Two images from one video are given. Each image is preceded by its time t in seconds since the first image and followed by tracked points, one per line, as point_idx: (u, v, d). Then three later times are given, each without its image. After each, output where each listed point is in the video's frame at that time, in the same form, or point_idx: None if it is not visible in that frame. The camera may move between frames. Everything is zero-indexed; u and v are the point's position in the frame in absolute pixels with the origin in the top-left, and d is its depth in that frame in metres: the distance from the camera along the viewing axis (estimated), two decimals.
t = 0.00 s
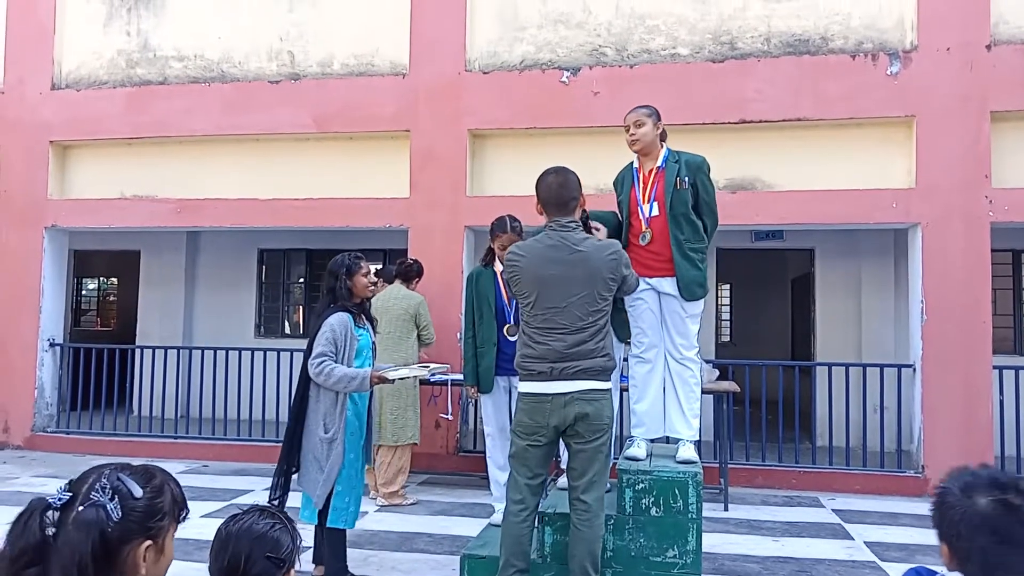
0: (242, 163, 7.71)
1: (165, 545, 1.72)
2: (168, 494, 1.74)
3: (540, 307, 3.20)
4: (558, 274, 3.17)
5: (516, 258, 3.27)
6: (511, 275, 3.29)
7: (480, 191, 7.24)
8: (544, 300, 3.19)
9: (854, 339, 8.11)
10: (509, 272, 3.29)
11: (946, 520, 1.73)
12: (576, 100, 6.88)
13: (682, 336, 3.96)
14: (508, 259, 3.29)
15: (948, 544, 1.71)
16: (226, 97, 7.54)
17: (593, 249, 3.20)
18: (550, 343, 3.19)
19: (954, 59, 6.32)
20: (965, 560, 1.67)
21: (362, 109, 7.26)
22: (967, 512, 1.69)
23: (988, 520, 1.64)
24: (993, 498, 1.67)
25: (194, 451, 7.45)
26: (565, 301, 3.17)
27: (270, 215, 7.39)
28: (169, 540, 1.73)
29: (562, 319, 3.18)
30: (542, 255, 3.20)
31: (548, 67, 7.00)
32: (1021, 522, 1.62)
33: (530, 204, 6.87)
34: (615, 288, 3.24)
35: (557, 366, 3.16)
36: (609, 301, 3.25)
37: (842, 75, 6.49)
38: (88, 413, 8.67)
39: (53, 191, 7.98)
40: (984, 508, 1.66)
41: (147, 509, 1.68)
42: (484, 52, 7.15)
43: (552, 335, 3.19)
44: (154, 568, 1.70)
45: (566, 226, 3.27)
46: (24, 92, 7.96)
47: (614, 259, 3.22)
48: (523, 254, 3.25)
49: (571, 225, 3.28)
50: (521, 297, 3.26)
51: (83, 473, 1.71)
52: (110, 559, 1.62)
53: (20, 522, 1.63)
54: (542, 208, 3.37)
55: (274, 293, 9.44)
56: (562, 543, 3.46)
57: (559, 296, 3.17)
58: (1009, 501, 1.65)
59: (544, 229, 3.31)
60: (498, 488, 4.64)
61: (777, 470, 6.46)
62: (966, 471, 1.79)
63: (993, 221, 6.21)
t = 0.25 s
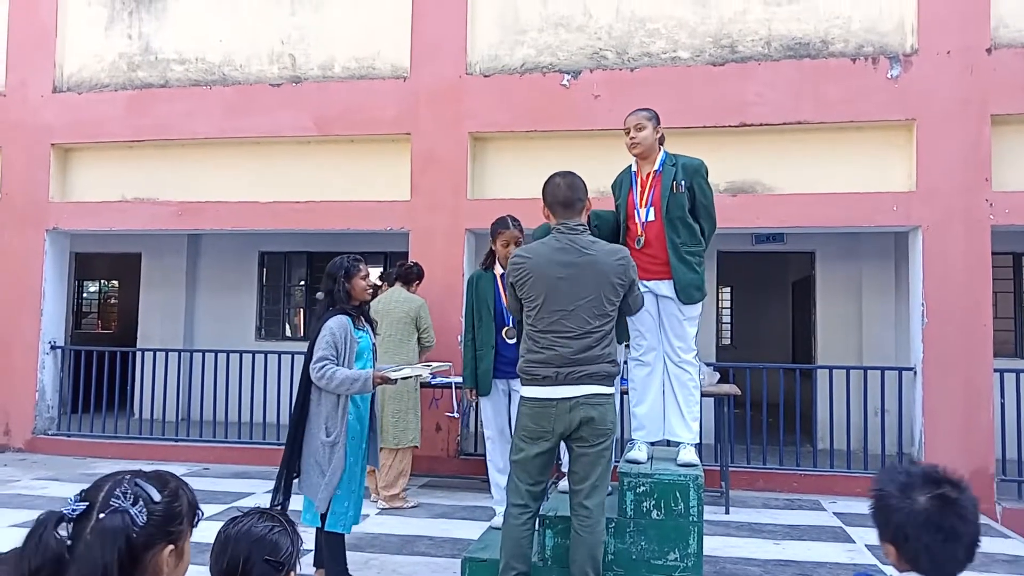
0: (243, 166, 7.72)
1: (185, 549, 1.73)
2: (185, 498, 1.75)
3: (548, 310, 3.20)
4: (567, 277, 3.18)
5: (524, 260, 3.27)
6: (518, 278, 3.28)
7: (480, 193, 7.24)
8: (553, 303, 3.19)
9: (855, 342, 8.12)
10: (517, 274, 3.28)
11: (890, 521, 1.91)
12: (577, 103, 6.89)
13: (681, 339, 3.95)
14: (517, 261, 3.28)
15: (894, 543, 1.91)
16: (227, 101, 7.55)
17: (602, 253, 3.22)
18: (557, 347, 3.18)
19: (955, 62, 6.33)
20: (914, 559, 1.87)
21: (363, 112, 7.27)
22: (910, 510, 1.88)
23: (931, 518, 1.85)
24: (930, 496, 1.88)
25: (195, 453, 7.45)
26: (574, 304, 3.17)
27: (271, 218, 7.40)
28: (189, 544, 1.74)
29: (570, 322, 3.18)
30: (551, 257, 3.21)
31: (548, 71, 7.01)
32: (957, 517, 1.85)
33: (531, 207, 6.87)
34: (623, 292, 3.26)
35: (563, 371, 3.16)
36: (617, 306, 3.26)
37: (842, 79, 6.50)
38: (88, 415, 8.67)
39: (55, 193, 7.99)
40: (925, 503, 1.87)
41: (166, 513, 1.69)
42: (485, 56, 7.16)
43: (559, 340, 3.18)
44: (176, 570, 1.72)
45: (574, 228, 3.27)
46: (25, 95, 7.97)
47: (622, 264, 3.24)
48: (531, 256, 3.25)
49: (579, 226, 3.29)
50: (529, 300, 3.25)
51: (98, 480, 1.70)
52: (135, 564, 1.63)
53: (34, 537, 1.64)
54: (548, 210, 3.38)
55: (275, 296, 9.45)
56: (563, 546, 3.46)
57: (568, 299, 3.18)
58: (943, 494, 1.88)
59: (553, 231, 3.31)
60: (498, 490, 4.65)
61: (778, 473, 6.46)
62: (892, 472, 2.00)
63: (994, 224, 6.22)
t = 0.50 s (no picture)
0: (245, 167, 7.72)
1: (210, 553, 1.74)
2: (210, 502, 1.74)
3: (558, 310, 3.18)
4: (579, 276, 3.18)
5: (534, 258, 3.24)
6: (527, 276, 3.26)
7: (482, 194, 7.24)
8: (564, 301, 3.17)
9: (857, 342, 8.11)
10: (526, 273, 3.26)
11: (860, 515, 2.11)
12: (578, 103, 6.89)
13: (682, 339, 3.95)
14: (526, 258, 3.26)
15: (865, 538, 2.09)
16: (229, 101, 7.56)
17: (613, 254, 3.25)
18: (566, 347, 3.17)
19: (957, 62, 6.33)
20: (884, 552, 2.04)
21: (365, 113, 7.27)
22: (877, 504, 2.08)
23: (899, 511, 2.04)
24: (898, 491, 2.09)
25: (197, 454, 7.46)
26: (585, 304, 3.17)
27: (273, 219, 7.41)
28: (214, 548, 1.75)
29: (581, 323, 3.18)
30: (563, 256, 3.21)
31: (550, 71, 7.02)
32: (924, 511, 2.04)
33: (532, 207, 6.87)
34: (631, 295, 3.30)
35: (569, 372, 3.16)
36: (624, 308, 3.28)
37: (844, 79, 6.49)
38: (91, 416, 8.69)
39: (57, 194, 8.00)
40: (892, 498, 2.07)
41: (194, 518, 1.69)
42: (487, 56, 7.16)
43: (568, 340, 3.17)
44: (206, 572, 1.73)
45: (585, 228, 3.28)
46: (28, 96, 7.98)
47: (631, 267, 3.28)
48: (541, 255, 3.23)
49: (590, 226, 3.30)
50: (538, 299, 3.23)
51: (123, 485, 1.69)
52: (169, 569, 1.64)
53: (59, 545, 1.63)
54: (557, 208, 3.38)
55: (277, 296, 9.46)
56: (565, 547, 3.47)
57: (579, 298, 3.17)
58: (909, 491, 2.09)
59: (564, 230, 3.31)
60: (500, 490, 4.65)
61: (780, 473, 6.46)
62: (866, 472, 2.22)
63: (996, 224, 6.21)
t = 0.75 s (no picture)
0: (247, 166, 7.73)
1: (229, 563, 1.57)
2: (231, 508, 1.58)
3: (561, 310, 3.18)
4: (582, 276, 3.19)
5: (536, 259, 3.25)
6: (529, 277, 3.26)
7: (484, 193, 7.24)
8: (566, 301, 3.18)
9: (859, 342, 8.11)
10: (528, 273, 3.26)
11: (850, 510, 2.18)
12: (580, 103, 6.90)
13: (685, 338, 3.95)
14: (527, 258, 3.27)
15: (854, 531, 2.16)
16: (231, 101, 7.56)
17: (614, 254, 3.26)
18: (569, 347, 3.17)
19: (958, 61, 6.32)
20: (872, 545, 2.11)
21: (366, 112, 7.28)
22: (868, 500, 2.15)
23: (887, 505, 2.11)
24: (889, 486, 2.16)
25: (199, 453, 7.47)
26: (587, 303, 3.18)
27: (274, 218, 7.41)
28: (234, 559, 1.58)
29: (583, 323, 3.18)
30: (564, 256, 3.21)
31: (551, 70, 7.02)
32: (912, 507, 2.10)
33: (533, 206, 6.88)
34: (632, 295, 3.30)
35: (573, 372, 3.16)
36: (626, 308, 3.29)
37: (846, 78, 6.49)
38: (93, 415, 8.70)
39: (59, 194, 8.01)
40: (882, 494, 2.14)
41: (210, 525, 1.53)
42: (488, 55, 7.17)
43: (571, 341, 3.18)
44: None
45: (586, 227, 3.29)
46: (30, 96, 7.99)
47: (632, 267, 3.29)
48: (543, 255, 3.24)
49: (591, 226, 3.31)
50: (540, 300, 3.23)
51: (143, 486, 1.55)
52: None
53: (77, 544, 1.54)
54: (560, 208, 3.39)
55: (279, 296, 9.47)
56: (567, 547, 3.47)
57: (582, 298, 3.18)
58: (899, 487, 2.15)
59: (564, 230, 3.31)
60: (501, 489, 4.65)
61: (781, 473, 6.46)
62: (858, 467, 2.29)
63: (998, 224, 6.20)
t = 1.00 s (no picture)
0: (247, 164, 7.73)
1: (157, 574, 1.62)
2: (152, 521, 1.63)
3: (557, 304, 3.18)
4: (578, 270, 3.19)
5: (532, 254, 3.25)
6: (525, 272, 3.26)
7: (484, 191, 7.24)
8: (562, 295, 3.17)
9: (860, 339, 8.11)
10: (524, 268, 3.26)
11: (867, 505, 2.15)
12: (580, 100, 6.89)
13: (688, 336, 3.96)
14: (523, 254, 3.27)
15: (868, 527, 2.13)
16: (231, 98, 7.56)
17: (611, 249, 3.26)
18: (564, 342, 3.17)
19: (960, 58, 6.31)
20: (884, 542, 2.08)
21: (367, 110, 7.27)
22: (884, 497, 2.12)
23: (903, 504, 2.08)
24: (906, 484, 2.12)
25: (199, 450, 7.48)
26: (583, 297, 3.17)
27: (275, 215, 7.41)
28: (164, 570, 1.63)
29: (580, 317, 3.17)
30: (561, 251, 3.22)
31: (552, 68, 7.01)
32: (930, 508, 2.06)
33: (534, 204, 6.87)
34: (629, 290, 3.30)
35: (567, 368, 3.15)
36: (623, 303, 3.28)
37: (847, 76, 6.48)
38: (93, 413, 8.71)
39: (60, 191, 8.01)
40: (900, 492, 2.10)
41: (126, 534, 1.62)
42: (489, 52, 7.16)
43: (567, 335, 3.17)
44: None
45: (582, 223, 3.30)
46: (30, 93, 7.99)
47: (629, 262, 3.29)
48: (539, 250, 3.25)
49: (587, 222, 3.31)
50: (536, 294, 3.23)
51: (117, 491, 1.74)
52: None
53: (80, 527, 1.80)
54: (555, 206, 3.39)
55: (279, 293, 9.47)
56: (567, 544, 3.48)
57: (578, 291, 3.17)
58: (919, 487, 2.11)
59: (560, 226, 3.33)
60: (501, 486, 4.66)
61: (782, 470, 6.46)
62: (882, 463, 2.24)
63: (999, 221, 6.20)
